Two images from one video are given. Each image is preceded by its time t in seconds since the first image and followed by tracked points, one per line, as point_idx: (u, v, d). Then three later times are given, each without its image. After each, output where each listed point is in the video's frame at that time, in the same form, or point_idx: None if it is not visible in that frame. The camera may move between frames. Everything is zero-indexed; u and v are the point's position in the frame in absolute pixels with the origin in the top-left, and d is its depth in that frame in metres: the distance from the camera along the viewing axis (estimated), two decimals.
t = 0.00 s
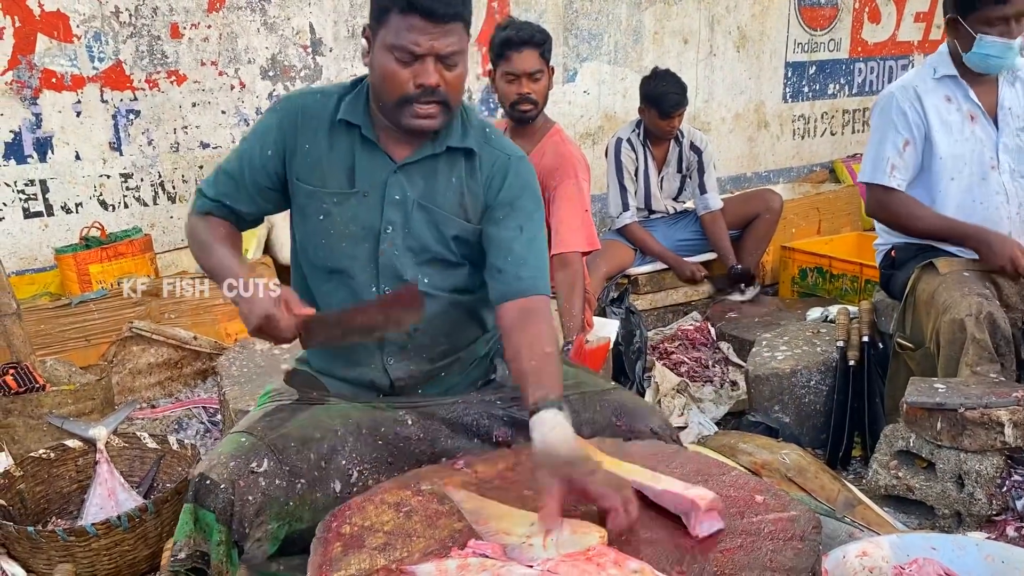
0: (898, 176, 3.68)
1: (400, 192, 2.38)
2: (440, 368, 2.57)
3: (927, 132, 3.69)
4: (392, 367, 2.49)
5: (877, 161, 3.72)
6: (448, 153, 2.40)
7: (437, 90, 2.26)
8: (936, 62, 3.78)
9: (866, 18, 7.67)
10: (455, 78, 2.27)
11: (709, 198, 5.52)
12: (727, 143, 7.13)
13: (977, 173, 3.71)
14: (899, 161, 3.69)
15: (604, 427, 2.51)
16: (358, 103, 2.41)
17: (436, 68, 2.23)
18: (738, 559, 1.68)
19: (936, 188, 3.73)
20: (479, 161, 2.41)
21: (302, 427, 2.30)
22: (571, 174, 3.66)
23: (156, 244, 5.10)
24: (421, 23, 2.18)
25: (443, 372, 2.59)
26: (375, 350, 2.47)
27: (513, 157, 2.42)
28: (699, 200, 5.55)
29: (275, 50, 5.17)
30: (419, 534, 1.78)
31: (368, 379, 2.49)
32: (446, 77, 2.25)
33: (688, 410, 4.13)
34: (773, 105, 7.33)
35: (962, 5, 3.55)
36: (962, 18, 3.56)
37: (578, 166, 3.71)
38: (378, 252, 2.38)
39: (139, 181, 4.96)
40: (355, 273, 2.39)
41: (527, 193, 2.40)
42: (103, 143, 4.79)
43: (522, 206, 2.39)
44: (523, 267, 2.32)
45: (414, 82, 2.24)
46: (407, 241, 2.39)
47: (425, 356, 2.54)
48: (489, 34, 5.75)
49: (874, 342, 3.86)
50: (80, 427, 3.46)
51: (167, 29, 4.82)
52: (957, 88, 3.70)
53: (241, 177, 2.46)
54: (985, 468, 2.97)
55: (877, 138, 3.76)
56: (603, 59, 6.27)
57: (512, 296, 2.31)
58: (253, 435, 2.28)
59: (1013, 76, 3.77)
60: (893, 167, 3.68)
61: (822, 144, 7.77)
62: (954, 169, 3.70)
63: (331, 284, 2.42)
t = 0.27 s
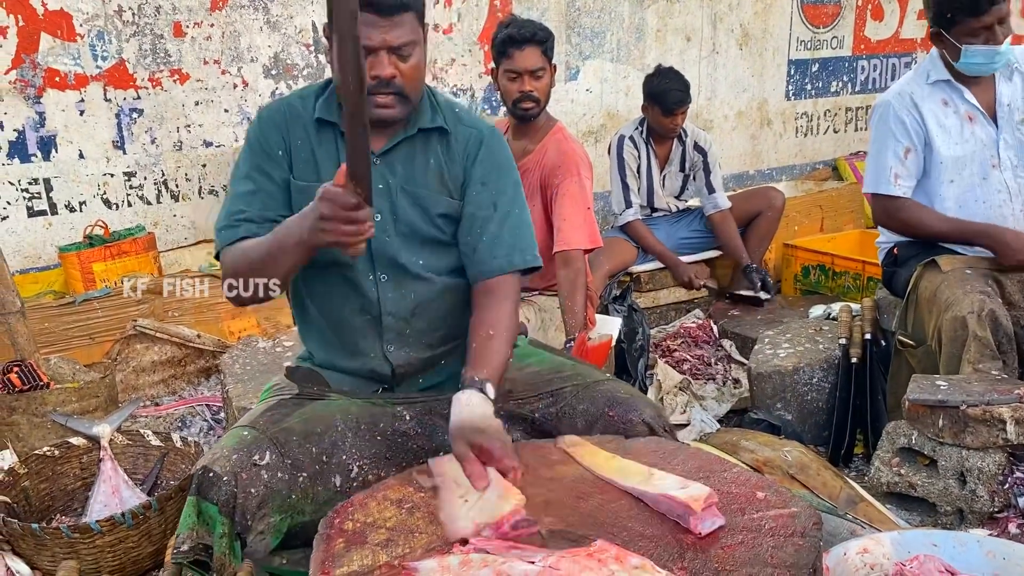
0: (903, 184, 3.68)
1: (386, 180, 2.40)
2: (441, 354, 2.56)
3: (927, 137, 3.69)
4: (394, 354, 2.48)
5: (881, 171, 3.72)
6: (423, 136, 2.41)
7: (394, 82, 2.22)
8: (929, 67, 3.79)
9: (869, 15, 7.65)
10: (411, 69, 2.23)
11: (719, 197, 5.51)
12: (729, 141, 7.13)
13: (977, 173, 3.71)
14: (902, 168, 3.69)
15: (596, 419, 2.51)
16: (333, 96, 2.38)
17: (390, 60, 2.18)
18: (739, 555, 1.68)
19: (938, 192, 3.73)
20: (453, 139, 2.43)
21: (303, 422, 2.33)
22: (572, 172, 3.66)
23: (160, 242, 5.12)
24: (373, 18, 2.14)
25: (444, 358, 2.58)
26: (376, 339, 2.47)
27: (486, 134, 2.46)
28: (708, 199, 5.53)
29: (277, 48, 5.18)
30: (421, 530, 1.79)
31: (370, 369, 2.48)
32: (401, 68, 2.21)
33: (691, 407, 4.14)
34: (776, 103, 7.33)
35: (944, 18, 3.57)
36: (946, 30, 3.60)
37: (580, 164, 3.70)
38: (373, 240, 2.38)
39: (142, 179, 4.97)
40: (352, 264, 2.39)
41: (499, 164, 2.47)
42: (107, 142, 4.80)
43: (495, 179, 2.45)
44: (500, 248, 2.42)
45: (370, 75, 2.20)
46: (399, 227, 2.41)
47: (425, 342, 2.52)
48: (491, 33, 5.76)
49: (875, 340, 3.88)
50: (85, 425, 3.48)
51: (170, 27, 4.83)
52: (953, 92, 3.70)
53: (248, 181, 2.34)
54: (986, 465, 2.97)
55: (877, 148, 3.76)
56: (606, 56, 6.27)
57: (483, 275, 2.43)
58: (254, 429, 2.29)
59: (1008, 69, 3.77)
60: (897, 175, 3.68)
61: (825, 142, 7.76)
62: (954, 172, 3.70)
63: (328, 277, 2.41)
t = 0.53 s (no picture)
0: (923, 181, 3.64)
1: (408, 177, 2.45)
2: (458, 352, 2.60)
3: (939, 133, 3.66)
4: (415, 350, 2.52)
5: (898, 169, 3.68)
6: (444, 133, 2.50)
7: (413, 80, 2.30)
8: (934, 64, 3.78)
9: (872, 11, 7.63)
10: (429, 66, 2.32)
11: (720, 194, 5.51)
12: (733, 137, 7.12)
13: (985, 169, 3.69)
14: (920, 165, 3.65)
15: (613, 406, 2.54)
16: (349, 98, 2.44)
17: (410, 58, 2.27)
18: (743, 549, 1.68)
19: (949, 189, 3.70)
20: (475, 135, 2.53)
21: (326, 417, 2.39)
22: (575, 167, 3.66)
23: (164, 239, 5.12)
24: (394, 16, 2.23)
25: (460, 356, 2.62)
26: (397, 336, 2.50)
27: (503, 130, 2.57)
28: (710, 195, 5.54)
29: (280, 45, 5.18)
30: (426, 525, 1.79)
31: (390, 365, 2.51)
32: (420, 66, 2.30)
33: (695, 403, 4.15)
34: (779, 99, 7.31)
35: (943, 21, 3.58)
36: (947, 31, 3.61)
37: (584, 160, 3.69)
38: (398, 237, 2.44)
39: (146, 176, 4.97)
40: (378, 261, 2.44)
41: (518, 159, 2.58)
42: (110, 139, 4.81)
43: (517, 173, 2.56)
44: (527, 242, 2.55)
45: (390, 72, 2.28)
46: (424, 223, 2.46)
47: (444, 340, 2.56)
48: (495, 29, 5.76)
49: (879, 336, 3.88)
50: (90, 421, 3.49)
51: (174, 24, 4.83)
52: (960, 89, 3.69)
53: (264, 190, 2.40)
54: (991, 461, 2.97)
55: (891, 147, 3.73)
56: (609, 53, 6.26)
57: (518, 268, 2.55)
58: (279, 425, 2.35)
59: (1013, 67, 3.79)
60: (916, 172, 3.64)
61: (829, 138, 7.75)
62: (964, 169, 3.68)
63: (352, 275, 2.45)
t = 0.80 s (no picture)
0: (945, 176, 3.60)
1: (454, 181, 2.44)
2: (474, 361, 2.61)
3: (953, 130, 3.65)
4: (434, 356, 2.52)
5: (920, 165, 3.64)
6: (494, 139, 2.48)
7: (497, 78, 2.31)
8: (942, 62, 3.77)
9: (876, 8, 7.62)
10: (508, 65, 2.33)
11: (724, 190, 5.48)
12: (736, 134, 7.11)
13: (993, 167, 3.69)
14: (941, 161, 3.62)
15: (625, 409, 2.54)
16: (404, 95, 2.43)
17: (496, 56, 2.28)
18: (748, 547, 1.68)
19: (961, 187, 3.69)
20: (528, 144, 2.50)
21: (338, 415, 2.39)
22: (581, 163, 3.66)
23: (167, 236, 5.13)
24: (484, 13, 2.22)
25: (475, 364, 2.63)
26: (419, 340, 2.50)
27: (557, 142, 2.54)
28: (715, 191, 5.51)
29: (283, 43, 5.18)
30: (429, 522, 1.79)
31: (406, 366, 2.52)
32: (503, 65, 2.31)
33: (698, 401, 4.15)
34: (782, 96, 7.30)
35: (952, 20, 3.59)
36: (955, 31, 3.62)
37: (587, 158, 3.71)
38: (433, 242, 2.43)
39: (149, 174, 4.98)
40: (410, 263, 2.43)
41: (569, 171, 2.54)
42: (114, 137, 4.82)
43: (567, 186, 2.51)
44: (588, 245, 2.47)
45: (478, 72, 2.28)
46: (462, 229, 2.45)
47: (463, 348, 2.58)
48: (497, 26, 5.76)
49: (882, 333, 3.90)
50: (94, 418, 3.50)
51: (177, 22, 4.84)
52: (971, 85, 3.68)
53: (300, 175, 2.39)
54: (994, 458, 2.97)
55: (908, 143, 3.70)
56: (612, 50, 6.25)
57: (583, 272, 2.45)
58: (290, 423, 2.35)
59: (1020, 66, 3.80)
60: (938, 168, 3.61)
61: (832, 135, 7.74)
62: (975, 167, 3.68)
63: (381, 275, 2.45)
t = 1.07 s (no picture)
0: (959, 173, 3.57)
1: (487, 197, 2.44)
2: (481, 371, 2.65)
3: (964, 127, 3.63)
4: (442, 363, 2.56)
5: (932, 162, 3.61)
6: (536, 158, 2.47)
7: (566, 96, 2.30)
8: (948, 57, 3.76)
9: (879, 5, 7.60)
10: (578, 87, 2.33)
11: (728, 185, 5.51)
12: (738, 132, 7.10)
13: (998, 164, 3.70)
14: (955, 157, 3.59)
15: (628, 415, 2.52)
16: (450, 104, 2.45)
17: (570, 76, 2.27)
18: (750, 544, 1.69)
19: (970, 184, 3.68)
20: (569, 168, 2.49)
21: (339, 409, 2.39)
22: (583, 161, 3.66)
23: (169, 234, 5.14)
24: (565, 31, 2.21)
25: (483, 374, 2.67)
26: (430, 346, 2.54)
27: (603, 167, 2.51)
28: (718, 186, 5.54)
29: (285, 41, 5.18)
30: (431, 518, 1.79)
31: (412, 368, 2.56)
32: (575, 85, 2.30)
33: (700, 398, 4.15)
34: (785, 94, 7.30)
35: (961, 17, 3.60)
36: (963, 28, 3.62)
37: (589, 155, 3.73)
38: (455, 254, 2.44)
39: (151, 172, 4.98)
40: (429, 272, 2.45)
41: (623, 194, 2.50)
42: (116, 135, 4.82)
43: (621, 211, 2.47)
44: (642, 257, 2.37)
45: (553, 89, 2.27)
46: (487, 244, 2.46)
47: (473, 358, 2.61)
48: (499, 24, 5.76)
49: (885, 330, 3.93)
50: (96, 416, 3.50)
51: (178, 20, 4.84)
52: (979, 82, 3.68)
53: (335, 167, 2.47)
54: (997, 456, 2.97)
55: (920, 140, 3.67)
56: (614, 47, 6.25)
57: (642, 285, 2.34)
58: (293, 413, 2.34)
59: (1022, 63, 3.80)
60: (952, 164, 3.58)
61: (834, 133, 7.73)
62: (981, 164, 3.68)
63: (398, 279, 2.47)
